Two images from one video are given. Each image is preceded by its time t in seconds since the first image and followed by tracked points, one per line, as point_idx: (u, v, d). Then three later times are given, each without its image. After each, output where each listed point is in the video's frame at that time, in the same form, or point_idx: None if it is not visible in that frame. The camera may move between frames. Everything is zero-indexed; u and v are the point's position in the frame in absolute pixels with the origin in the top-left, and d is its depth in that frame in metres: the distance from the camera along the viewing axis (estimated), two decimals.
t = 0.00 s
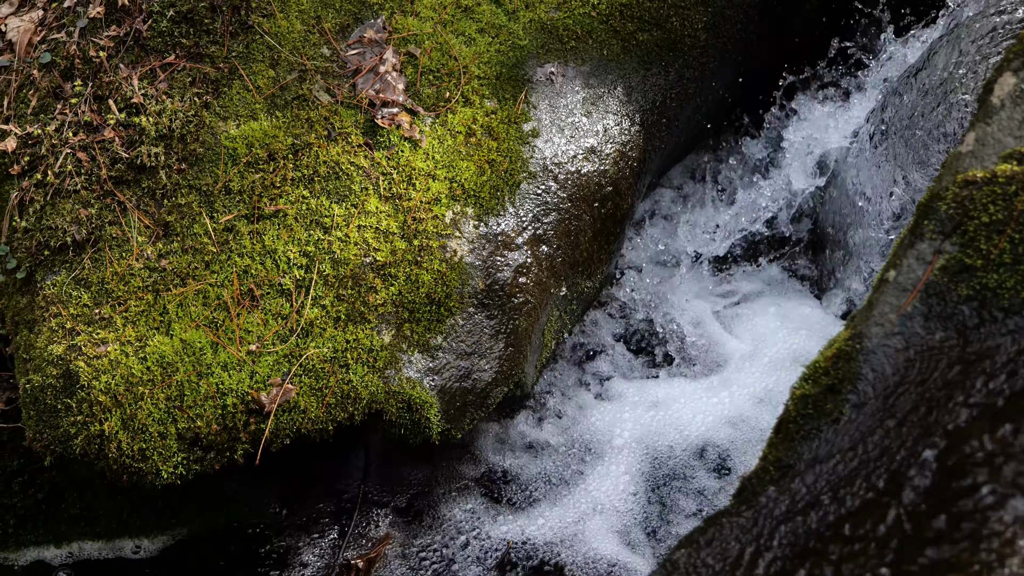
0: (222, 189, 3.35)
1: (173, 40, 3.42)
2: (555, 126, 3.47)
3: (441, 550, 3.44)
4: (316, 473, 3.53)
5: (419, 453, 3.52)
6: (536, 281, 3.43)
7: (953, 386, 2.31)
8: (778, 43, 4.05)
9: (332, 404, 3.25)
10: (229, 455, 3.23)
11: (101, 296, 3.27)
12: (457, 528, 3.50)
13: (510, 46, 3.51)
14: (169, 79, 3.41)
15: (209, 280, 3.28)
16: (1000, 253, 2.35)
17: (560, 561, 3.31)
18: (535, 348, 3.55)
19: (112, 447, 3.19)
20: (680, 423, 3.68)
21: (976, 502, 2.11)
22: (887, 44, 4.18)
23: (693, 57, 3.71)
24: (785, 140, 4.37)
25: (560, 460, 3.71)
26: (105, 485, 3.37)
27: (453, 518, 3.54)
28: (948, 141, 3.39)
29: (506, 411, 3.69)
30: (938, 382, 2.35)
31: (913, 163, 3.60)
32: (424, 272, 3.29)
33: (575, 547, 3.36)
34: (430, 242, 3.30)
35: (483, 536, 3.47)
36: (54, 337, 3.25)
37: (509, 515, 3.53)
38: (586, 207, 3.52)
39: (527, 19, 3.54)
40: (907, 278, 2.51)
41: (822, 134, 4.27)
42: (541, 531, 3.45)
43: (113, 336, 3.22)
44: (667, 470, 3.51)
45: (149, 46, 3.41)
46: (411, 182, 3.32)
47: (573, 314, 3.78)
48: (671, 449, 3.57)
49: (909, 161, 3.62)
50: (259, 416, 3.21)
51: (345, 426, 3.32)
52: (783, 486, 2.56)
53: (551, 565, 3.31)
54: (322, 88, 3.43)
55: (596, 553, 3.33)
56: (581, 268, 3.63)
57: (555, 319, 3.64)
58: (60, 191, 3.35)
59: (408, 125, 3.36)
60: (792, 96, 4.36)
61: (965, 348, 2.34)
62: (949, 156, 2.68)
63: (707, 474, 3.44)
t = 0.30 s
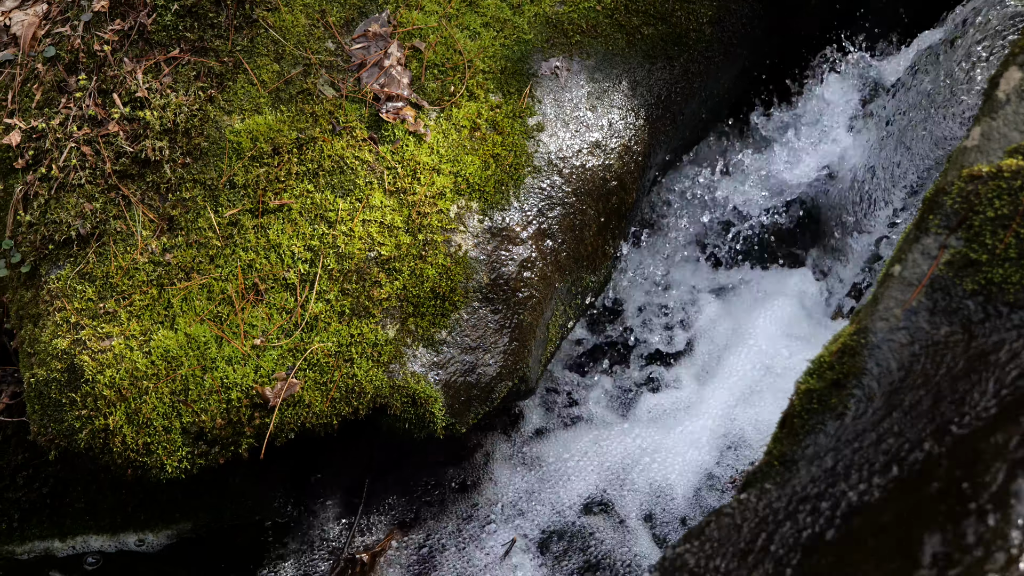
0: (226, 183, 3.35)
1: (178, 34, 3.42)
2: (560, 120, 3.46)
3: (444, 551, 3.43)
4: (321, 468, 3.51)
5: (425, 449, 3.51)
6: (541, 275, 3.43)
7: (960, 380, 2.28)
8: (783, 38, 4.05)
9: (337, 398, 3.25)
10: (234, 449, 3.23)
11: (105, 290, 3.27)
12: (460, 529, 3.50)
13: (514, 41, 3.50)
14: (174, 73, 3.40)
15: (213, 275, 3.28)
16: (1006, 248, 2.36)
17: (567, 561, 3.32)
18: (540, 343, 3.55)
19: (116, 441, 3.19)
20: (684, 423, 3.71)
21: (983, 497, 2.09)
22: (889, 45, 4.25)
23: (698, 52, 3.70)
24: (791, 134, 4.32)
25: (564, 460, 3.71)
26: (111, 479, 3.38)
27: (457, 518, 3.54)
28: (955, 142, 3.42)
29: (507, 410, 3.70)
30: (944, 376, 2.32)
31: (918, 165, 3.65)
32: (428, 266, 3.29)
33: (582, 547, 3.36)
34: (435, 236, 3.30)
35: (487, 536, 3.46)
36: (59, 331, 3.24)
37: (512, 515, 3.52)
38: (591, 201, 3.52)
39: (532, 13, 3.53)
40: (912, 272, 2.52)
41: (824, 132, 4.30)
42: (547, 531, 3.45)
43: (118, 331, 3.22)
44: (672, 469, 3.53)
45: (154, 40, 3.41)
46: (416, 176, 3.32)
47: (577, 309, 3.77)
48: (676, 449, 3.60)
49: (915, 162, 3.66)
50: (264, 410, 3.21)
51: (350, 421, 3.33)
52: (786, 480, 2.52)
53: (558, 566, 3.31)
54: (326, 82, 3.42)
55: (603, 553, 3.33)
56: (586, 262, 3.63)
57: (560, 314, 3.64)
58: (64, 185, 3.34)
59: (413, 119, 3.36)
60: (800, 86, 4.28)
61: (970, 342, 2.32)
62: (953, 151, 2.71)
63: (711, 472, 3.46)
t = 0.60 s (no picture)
0: (231, 177, 3.35)
1: (182, 28, 3.42)
2: (565, 114, 3.46)
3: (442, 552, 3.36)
4: (328, 460, 3.55)
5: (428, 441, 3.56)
6: (545, 269, 3.43)
7: (964, 374, 2.28)
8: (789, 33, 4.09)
9: (341, 392, 3.26)
10: (239, 442, 3.25)
11: (110, 284, 3.27)
12: (458, 528, 3.45)
13: (519, 34, 3.49)
14: (179, 66, 3.41)
15: (218, 268, 3.28)
16: (1011, 242, 2.35)
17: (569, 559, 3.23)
18: (545, 337, 3.55)
19: (121, 435, 3.20)
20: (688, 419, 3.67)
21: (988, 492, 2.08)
22: (892, 39, 4.22)
23: (703, 46, 3.70)
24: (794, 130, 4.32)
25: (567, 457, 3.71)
26: (115, 472, 3.39)
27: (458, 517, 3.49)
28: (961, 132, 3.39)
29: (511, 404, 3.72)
30: (948, 370, 2.32)
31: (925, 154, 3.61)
32: (433, 260, 3.29)
33: (582, 543, 3.31)
34: (439, 230, 3.30)
35: (487, 537, 3.41)
36: (64, 325, 3.24)
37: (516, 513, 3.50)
38: (595, 195, 3.52)
39: (537, 7, 3.52)
40: (917, 267, 2.50)
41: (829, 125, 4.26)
42: (550, 530, 3.40)
43: (123, 324, 3.22)
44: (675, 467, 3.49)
45: (158, 34, 3.41)
46: (420, 170, 3.32)
47: (582, 303, 3.78)
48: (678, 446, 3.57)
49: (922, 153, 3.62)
50: (268, 404, 3.21)
51: (354, 415, 3.34)
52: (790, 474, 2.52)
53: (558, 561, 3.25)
54: (331, 76, 3.43)
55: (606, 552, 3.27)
56: (591, 256, 3.63)
57: (564, 308, 3.64)
58: (68, 179, 3.34)
59: (417, 113, 3.36)
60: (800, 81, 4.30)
61: (974, 336, 2.33)
62: (960, 145, 2.71)
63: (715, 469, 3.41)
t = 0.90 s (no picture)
0: (235, 170, 3.35)
1: (187, 21, 3.43)
2: (569, 108, 3.46)
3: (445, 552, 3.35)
4: (332, 455, 3.55)
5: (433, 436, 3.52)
6: (549, 263, 3.43)
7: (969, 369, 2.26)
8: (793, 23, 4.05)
9: (345, 385, 3.26)
10: (243, 436, 3.24)
11: (114, 277, 3.27)
12: (462, 527, 3.45)
13: (523, 28, 3.50)
14: (183, 60, 3.41)
15: (222, 262, 3.28)
16: (1016, 236, 2.30)
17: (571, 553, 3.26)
18: (548, 331, 3.55)
19: (126, 428, 3.20)
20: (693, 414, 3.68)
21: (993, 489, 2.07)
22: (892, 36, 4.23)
23: (708, 39, 3.69)
24: (796, 130, 4.35)
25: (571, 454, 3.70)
26: (120, 466, 3.40)
27: (463, 518, 3.50)
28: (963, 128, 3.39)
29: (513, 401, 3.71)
30: (952, 366, 2.29)
31: (928, 151, 3.60)
32: (437, 254, 3.29)
33: (584, 537, 3.33)
34: (443, 224, 3.30)
35: (491, 537, 3.40)
36: (69, 318, 3.25)
37: (518, 511, 3.49)
38: (599, 189, 3.52)
39: (541, 1, 3.54)
40: (922, 261, 2.45)
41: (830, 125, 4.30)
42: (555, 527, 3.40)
43: (127, 317, 3.22)
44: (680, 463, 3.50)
45: (163, 27, 3.42)
46: (425, 164, 3.33)
47: (585, 297, 3.78)
48: (682, 442, 3.58)
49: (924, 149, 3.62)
50: (272, 397, 3.22)
51: (358, 409, 3.33)
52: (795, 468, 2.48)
53: (561, 555, 3.27)
54: (335, 70, 3.43)
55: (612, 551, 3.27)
56: (595, 250, 3.63)
57: (568, 301, 3.65)
58: (73, 172, 3.35)
59: (421, 106, 3.37)
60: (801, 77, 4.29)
61: (979, 331, 2.29)
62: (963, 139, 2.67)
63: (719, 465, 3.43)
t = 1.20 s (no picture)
0: (240, 164, 3.35)
1: (192, 15, 3.43)
2: (573, 102, 3.46)
3: (443, 551, 3.31)
4: (336, 449, 3.58)
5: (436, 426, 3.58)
6: (553, 257, 3.43)
7: (974, 363, 2.24)
8: (797, 19, 4.07)
9: (350, 378, 3.26)
10: (248, 429, 3.25)
11: (119, 270, 3.27)
12: (462, 525, 3.42)
13: (528, 22, 3.50)
14: (188, 53, 3.41)
15: (227, 255, 3.28)
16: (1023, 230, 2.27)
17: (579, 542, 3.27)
18: (553, 324, 3.55)
19: (131, 421, 3.20)
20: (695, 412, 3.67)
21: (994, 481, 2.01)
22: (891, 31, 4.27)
23: (712, 33, 3.70)
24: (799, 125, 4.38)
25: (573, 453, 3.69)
26: (125, 458, 3.40)
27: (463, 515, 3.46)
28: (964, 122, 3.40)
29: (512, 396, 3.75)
30: (957, 359, 2.28)
31: (931, 146, 3.61)
32: (441, 247, 3.29)
33: (591, 526, 3.34)
34: (447, 217, 3.30)
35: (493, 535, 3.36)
36: (73, 311, 3.24)
37: (521, 508, 3.46)
38: (604, 182, 3.52)
39: None
40: (926, 254, 2.46)
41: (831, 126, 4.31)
42: (558, 525, 3.37)
43: (132, 310, 3.22)
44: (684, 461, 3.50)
45: (168, 21, 3.42)
46: (429, 157, 3.33)
47: (590, 290, 3.78)
48: (689, 437, 3.59)
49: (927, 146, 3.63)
50: (277, 390, 3.22)
51: (362, 402, 3.35)
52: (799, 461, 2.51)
53: (567, 543, 3.28)
54: (340, 63, 3.43)
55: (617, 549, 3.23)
56: (599, 244, 3.63)
57: (572, 295, 3.64)
58: (78, 165, 3.35)
59: (426, 100, 3.37)
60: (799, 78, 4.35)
61: (984, 324, 2.28)
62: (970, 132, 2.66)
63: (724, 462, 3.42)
